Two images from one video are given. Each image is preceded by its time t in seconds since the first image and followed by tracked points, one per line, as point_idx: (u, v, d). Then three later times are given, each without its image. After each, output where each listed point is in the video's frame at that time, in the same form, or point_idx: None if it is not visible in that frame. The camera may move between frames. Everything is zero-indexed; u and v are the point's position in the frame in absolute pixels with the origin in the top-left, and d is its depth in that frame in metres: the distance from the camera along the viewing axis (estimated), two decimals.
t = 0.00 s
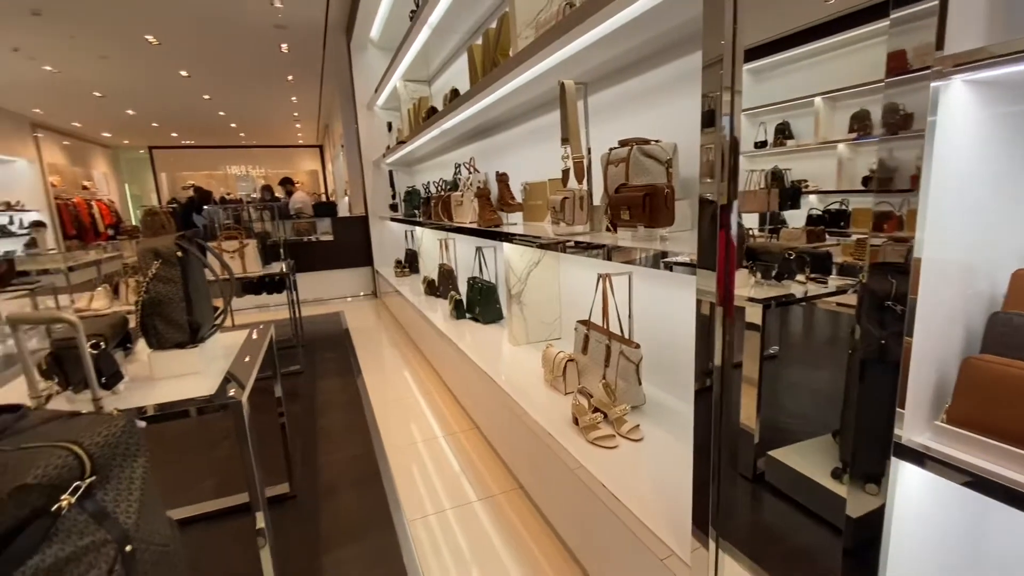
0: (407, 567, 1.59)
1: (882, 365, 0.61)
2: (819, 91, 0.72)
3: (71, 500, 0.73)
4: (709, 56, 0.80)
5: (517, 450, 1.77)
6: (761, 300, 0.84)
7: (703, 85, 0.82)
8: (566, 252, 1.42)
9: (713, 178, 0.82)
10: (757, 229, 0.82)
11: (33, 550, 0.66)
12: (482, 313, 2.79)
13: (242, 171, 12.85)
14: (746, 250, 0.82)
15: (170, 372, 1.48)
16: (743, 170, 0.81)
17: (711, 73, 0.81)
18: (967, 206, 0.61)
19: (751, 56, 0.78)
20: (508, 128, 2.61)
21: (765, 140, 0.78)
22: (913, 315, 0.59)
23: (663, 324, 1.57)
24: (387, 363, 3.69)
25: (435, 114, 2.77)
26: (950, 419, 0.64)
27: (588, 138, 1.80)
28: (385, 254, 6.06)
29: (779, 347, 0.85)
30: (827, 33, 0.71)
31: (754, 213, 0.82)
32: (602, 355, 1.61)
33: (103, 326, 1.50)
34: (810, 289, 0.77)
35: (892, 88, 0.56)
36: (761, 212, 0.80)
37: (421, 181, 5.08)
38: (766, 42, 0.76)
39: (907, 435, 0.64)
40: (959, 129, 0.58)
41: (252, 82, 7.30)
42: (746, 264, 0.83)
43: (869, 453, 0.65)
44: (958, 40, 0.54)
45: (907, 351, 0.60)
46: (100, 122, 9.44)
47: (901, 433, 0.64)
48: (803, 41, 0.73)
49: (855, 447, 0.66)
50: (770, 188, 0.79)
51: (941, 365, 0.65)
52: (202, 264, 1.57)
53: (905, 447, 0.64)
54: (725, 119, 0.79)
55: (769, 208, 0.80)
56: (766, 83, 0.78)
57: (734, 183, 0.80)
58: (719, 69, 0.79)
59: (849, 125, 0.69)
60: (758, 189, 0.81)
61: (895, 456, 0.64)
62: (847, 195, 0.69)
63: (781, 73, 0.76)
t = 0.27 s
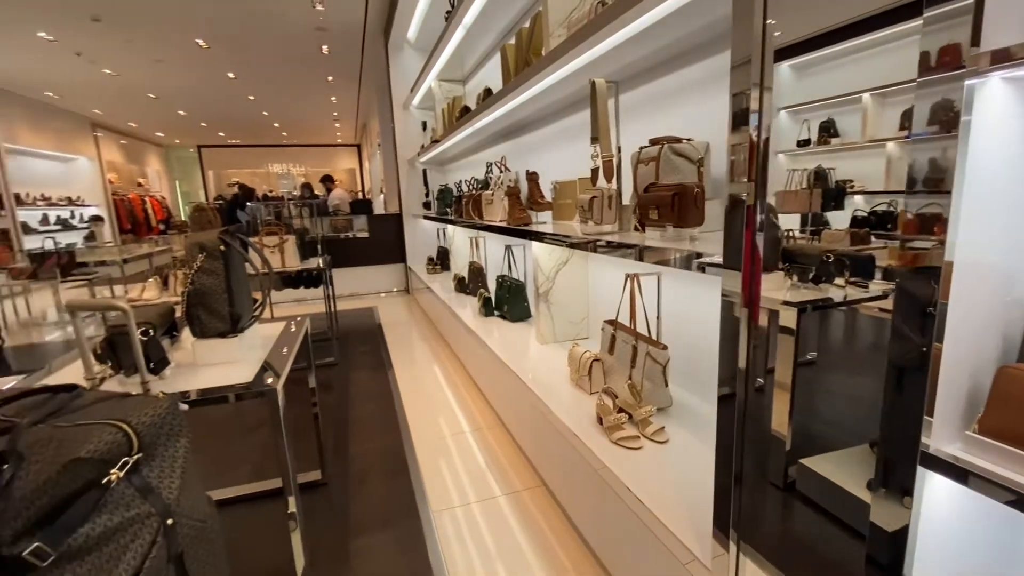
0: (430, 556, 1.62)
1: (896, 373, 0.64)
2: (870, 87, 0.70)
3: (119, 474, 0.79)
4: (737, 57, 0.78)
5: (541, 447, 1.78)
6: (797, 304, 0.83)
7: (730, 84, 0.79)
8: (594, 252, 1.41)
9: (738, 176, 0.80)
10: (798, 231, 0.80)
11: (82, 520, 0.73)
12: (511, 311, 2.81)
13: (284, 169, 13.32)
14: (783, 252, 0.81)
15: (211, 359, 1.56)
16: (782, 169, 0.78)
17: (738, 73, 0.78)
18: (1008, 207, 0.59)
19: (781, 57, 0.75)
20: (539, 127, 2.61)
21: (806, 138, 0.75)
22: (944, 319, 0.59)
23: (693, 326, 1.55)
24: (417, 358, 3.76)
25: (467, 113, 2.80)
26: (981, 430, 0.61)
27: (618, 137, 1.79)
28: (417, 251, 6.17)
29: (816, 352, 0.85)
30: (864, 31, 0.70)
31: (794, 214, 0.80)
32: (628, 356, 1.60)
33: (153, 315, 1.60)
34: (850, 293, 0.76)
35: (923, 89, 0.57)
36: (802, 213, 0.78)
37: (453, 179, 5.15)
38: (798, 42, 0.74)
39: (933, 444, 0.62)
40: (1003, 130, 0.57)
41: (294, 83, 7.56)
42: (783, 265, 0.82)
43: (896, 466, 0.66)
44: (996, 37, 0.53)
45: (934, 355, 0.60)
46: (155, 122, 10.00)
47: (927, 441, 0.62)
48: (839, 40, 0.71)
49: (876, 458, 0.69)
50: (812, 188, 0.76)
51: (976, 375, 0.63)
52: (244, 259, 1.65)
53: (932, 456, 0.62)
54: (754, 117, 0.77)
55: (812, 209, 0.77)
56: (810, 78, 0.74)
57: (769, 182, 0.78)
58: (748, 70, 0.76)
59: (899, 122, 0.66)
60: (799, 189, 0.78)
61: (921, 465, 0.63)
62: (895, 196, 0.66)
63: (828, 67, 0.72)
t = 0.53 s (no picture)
0: (454, 547, 1.65)
1: (920, 370, 0.63)
2: (922, 82, 0.64)
3: (165, 451, 0.85)
4: (763, 59, 0.79)
5: (565, 444, 1.79)
6: (834, 308, 0.80)
7: (758, 85, 0.80)
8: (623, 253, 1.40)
9: (764, 176, 0.80)
10: (842, 232, 0.74)
11: (131, 492, 0.81)
12: (539, 309, 2.81)
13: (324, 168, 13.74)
14: (820, 254, 0.78)
15: (250, 348, 1.65)
16: (827, 169, 0.74)
17: (765, 75, 0.79)
18: None
19: (816, 56, 0.74)
20: (570, 126, 2.61)
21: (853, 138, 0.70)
22: (971, 325, 0.57)
23: (723, 328, 1.52)
24: (446, 354, 3.82)
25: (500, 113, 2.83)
26: (1008, 441, 0.57)
27: (649, 135, 1.77)
28: (449, 248, 6.24)
29: (855, 359, 0.80)
30: (907, 28, 0.65)
31: (840, 215, 0.74)
32: (654, 357, 1.58)
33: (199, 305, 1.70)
34: (893, 298, 0.70)
35: (950, 90, 0.57)
36: (847, 214, 0.73)
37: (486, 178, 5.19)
38: (836, 39, 0.71)
39: (959, 453, 0.60)
40: None
41: (335, 84, 7.79)
42: (821, 268, 0.79)
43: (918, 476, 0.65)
44: None
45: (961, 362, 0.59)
46: (205, 123, 10.52)
47: (952, 450, 0.60)
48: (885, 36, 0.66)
49: (904, 466, 0.67)
50: (858, 188, 0.71)
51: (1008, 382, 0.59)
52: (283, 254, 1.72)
53: (956, 465, 0.60)
54: (783, 115, 0.76)
55: (859, 210, 0.71)
56: (857, 75, 0.69)
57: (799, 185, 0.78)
58: (775, 71, 0.77)
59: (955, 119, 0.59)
60: (845, 189, 0.73)
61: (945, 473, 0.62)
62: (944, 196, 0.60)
63: (876, 63, 0.68)
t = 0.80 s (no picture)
0: (479, 539, 1.68)
1: (964, 377, 0.60)
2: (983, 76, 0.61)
3: (209, 432, 0.90)
4: (796, 58, 0.77)
5: (592, 443, 1.79)
6: (874, 313, 0.76)
7: (790, 85, 0.79)
8: (654, 253, 1.39)
9: (800, 176, 0.78)
10: (891, 233, 0.71)
11: (178, 469, 0.86)
12: (568, 309, 2.81)
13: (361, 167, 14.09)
14: (862, 255, 0.76)
15: (289, 339, 1.72)
16: (875, 167, 0.71)
17: (797, 75, 0.78)
18: None
19: (867, 50, 0.70)
20: (603, 125, 2.59)
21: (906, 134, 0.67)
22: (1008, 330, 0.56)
23: (756, 332, 1.49)
24: (476, 351, 3.86)
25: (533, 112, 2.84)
26: None
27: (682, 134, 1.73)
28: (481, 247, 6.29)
29: (902, 366, 0.78)
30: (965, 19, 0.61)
31: (888, 216, 0.71)
32: (684, 358, 1.56)
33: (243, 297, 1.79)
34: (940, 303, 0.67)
35: (992, 87, 0.54)
36: (896, 214, 0.70)
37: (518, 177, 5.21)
38: (891, 31, 0.68)
39: (993, 462, 0.58)
40: None
41: (373, 85, 7.99)
42: (863, 270, 0.76)
43: (952, 484, 0.64)
44: None
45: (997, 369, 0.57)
46: (251, 124, 10.99)
47: (985, 458, 0.59)
48: (973, 16, 0.60)
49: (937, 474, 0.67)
50: (908, 188, 0.69)
51: None
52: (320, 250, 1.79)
53: (989, 474, 0.58)
54: (816, 112, 0.75)
55: (909, 210, 0.69)
56: (912, 69, 0.66)
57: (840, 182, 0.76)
58: (807, 72, 0.76)
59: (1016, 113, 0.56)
60: (893, 189, 0.70)
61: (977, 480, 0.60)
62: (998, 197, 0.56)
63: (933, 56, 0.65)
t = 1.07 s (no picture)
0: (507, 535, 1.69)
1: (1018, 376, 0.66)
2: None
3: (253, 417, 0.94)
4: (837, 54, 0.74)
5: (621, 444, 1.77)
6: (922, 317, 0.77)
7: (830, 82, 0.76)
8: (688, 252, 1.38)
9: (840, 176, 0.75)
10: (941, 236, 0.69)
11: (225, 451, 0.90)
12: (598, 309, 2.80)
13: (396, 167, 14.38)
14: (909, 258, 0.74)
15: (326, 334, 1.78)
16: (925, 168, 0.68)
17: (837, 73, 0.75)
18: None
19: (918, 44, 0.67)
20: (636, 123, 2.57)
21: (961, 133, 0.65)
22: None
23: (793, 334, 1.46)
24: (506, 350, 3.89)
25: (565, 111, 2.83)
26: None
27: (717, 132, 1.69)
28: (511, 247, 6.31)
29: (949, 375, 0.78)
30: None
31: (939, 218, 0.69)
32: (719, 360, 1.53)
33: (283, 291, 1.87)
34: (993, 309, 0.68)
35: None
36: (948, 216, 0.68)
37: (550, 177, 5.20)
38: (943, 24, 0.65)
39: None
40: None
41: (408, 87, 8.15)
42: (909, 274, 0.75)
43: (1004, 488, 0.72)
44: None
45: None
46: (291, 126, 11.40)
47: None
48: (999, 19, 0.60)
49: (990, 472, 0.73)
50: (960, 189, 0.67)
51: None
52: (357, 247, 1.85)
53: None
54: (857, 110, 0.72)
55: (962, 212, 0.68)
56: (968, 63, 0.63)
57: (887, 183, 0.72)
58: (848, 69, 0.73)
59: None
60: (943, 190, 0.67)
61: None
62: None
63: (994, 49, 0.62)
